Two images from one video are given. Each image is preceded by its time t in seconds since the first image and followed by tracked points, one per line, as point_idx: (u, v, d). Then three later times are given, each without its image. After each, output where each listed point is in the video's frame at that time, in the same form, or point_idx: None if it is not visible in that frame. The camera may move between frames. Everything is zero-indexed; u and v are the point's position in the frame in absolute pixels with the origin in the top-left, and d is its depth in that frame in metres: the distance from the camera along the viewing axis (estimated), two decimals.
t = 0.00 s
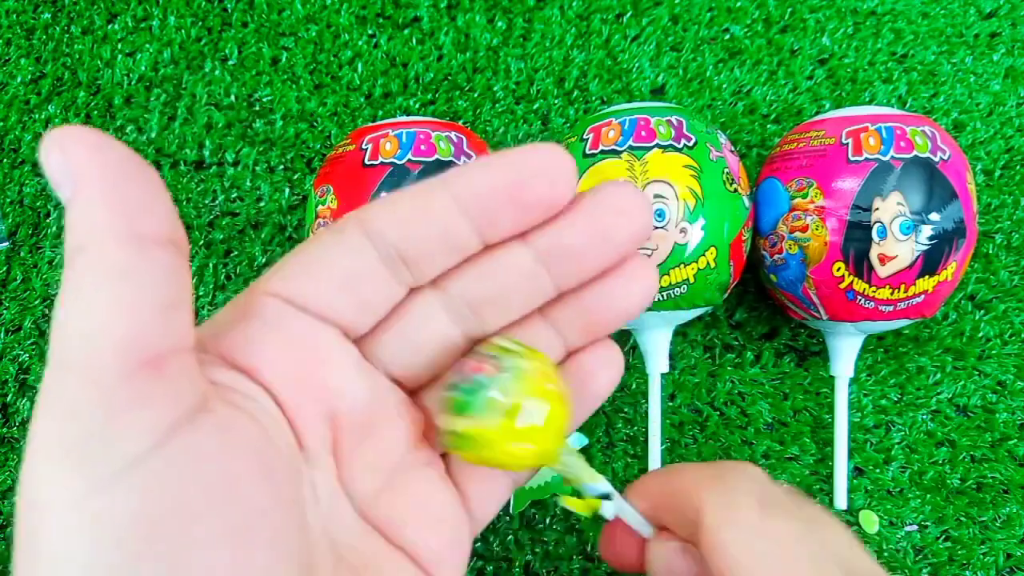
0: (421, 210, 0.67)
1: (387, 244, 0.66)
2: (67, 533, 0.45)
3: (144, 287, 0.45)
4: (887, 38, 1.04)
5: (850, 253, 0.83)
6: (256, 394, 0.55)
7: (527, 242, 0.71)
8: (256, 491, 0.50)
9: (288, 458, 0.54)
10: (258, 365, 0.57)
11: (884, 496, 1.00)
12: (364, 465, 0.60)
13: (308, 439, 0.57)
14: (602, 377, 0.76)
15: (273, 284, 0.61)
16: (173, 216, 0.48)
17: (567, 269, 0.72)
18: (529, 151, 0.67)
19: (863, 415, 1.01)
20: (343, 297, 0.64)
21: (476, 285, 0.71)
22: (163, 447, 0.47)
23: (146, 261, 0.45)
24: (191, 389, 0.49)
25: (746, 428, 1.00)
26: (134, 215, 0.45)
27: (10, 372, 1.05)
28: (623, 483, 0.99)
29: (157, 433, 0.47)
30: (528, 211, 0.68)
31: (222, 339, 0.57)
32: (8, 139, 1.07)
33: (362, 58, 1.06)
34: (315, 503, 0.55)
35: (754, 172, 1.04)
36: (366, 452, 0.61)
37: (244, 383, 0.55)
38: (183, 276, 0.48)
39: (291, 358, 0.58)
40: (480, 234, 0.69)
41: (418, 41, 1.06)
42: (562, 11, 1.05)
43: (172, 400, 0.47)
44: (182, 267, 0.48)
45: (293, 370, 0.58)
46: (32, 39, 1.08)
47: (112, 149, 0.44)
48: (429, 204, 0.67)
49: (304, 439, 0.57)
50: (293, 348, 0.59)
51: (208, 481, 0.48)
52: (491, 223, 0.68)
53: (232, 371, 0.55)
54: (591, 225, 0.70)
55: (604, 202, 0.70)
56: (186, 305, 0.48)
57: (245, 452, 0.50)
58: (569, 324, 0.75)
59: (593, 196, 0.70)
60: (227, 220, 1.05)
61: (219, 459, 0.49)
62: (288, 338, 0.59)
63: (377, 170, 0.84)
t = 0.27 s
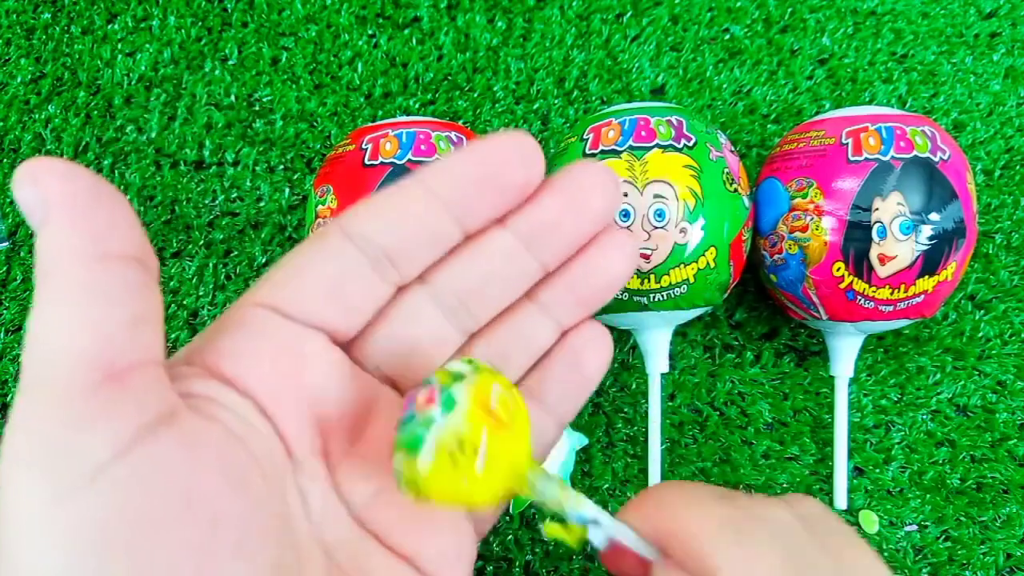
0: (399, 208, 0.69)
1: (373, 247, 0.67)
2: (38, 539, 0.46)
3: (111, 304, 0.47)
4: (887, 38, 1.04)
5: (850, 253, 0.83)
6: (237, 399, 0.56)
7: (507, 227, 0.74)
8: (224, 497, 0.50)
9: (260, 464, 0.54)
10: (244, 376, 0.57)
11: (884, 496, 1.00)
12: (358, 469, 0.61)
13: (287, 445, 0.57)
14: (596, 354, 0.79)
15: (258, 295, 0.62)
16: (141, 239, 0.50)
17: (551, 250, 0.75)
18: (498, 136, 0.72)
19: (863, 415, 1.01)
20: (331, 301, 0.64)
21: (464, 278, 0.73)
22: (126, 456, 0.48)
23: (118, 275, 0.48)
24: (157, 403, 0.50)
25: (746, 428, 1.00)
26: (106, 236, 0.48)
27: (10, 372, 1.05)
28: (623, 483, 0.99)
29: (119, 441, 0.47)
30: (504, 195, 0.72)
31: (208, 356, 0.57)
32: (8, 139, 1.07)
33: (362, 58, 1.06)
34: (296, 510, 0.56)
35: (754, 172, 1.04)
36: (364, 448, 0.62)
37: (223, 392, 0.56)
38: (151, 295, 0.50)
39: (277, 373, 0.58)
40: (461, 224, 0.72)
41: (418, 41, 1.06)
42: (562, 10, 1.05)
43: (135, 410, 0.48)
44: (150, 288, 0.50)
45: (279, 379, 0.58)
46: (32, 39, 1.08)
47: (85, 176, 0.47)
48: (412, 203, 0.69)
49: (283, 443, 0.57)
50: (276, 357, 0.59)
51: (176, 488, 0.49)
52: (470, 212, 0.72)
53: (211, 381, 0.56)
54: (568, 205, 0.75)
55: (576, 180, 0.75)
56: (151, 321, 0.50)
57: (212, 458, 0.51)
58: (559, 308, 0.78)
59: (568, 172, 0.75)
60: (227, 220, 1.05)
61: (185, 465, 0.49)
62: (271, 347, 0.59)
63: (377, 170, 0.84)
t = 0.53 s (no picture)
0: (407, 189, 0.70)
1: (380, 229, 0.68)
2: (32, 536, 0.46)
3: (100, 292, 0.47)
4: (887, 38, 1.04)
5: (850, 253, 0.83)
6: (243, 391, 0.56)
7: (518, 207, 0.74)
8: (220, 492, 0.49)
9: (259, 458, 0.53)
10: (247, 362, 0.57)
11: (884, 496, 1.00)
12: (368, 463, 0.61)
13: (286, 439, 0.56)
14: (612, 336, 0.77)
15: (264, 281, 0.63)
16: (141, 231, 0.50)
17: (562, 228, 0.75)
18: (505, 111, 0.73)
19: (863, 415, 1.01)
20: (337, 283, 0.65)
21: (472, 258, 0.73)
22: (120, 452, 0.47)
23: (100, 264, 0.47)
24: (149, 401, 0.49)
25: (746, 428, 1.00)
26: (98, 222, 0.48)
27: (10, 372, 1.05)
28: (622, 483, 0.99)
29: (112, 437, 0.47)
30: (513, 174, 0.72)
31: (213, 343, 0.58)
32: (8, 139, 1.07)
33: (362, 58, 1.06)
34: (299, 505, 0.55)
35: (754, 172, 1.04)
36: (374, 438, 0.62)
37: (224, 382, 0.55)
38: (143, 283, 0.49)
39: (279, 357, 0.58)
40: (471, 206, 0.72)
41: (418, 40, 1.06)
42: (562, 10, 1.05)
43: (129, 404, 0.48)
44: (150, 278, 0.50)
45: (281, 363, 0.58)
46: (32, 39, 1.08)
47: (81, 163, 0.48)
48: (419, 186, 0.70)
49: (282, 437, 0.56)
50: (279, 341, 0.59)
51: (171, 484, 0.48)
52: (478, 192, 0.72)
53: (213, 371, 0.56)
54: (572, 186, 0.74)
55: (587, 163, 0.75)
56: (145, 310, 0.49)
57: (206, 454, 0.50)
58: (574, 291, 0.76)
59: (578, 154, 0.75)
60: (227, 220, 1.05)
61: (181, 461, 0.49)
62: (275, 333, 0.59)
63: (378, 170, 0.84)
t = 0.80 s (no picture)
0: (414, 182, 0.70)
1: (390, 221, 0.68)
2: None
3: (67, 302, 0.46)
4: (887, 38, 1.04)
5: (850, 253, 0.83)
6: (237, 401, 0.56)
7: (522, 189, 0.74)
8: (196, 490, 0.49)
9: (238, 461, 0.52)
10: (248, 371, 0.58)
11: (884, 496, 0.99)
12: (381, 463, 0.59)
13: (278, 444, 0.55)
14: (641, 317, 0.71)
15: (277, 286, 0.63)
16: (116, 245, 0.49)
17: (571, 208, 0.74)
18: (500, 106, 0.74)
19: (863, 415, 1.01)
20: (346, 278, 0.65)
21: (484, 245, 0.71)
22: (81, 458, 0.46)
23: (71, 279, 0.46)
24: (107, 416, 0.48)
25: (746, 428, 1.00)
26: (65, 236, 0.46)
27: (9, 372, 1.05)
28: (622, 483, 1.00)
29: (66, 447, 0.45)
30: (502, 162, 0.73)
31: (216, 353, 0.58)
32: (8, 139, 1.07)
33: (362, 58, 1.06)
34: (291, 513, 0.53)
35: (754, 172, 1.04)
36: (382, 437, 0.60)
37: (223, 394, 0.56)
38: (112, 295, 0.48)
39: (284, 356, 0.59)
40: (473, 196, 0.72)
41: (418, 40, 1.06)
42: (562, 10, 1.05)
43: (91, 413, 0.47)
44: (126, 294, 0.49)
45: (282, 369, 0.58)
46: (32, 39, 1.08)
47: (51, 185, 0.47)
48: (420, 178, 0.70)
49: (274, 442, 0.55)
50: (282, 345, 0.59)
51: (125, 490, 0.46)
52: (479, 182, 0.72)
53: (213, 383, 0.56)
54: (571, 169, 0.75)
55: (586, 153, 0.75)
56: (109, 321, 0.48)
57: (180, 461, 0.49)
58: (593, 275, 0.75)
59: (571, 147, 0.76)
60: (227, 220, 1.05)
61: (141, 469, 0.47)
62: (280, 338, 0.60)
63: (377, 170, 0.84)
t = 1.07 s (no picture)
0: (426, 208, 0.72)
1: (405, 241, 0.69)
2: None
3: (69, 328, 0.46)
4: (887, 38, 1.04)
5: (850, 253, 0.83)
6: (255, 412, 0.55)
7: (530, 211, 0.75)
8: (214, 500, 0.49)
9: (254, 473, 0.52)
10: (268, 380, 0.57)
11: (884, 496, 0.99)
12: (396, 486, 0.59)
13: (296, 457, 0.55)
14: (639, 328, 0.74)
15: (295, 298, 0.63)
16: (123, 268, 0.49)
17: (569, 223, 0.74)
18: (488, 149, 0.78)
19: (863, 415, 1.01)
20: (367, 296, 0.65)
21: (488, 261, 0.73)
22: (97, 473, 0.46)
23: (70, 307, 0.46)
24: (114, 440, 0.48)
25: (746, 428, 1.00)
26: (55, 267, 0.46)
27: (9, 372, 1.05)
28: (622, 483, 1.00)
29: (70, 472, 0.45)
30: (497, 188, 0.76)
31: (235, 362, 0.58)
32: (8, 139, 1.07)
33: (361, 58, 1.06)
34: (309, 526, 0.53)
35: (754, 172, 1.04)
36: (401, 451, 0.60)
37: (241, 405, 0.55)
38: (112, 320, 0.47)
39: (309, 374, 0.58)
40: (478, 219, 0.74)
41: (418, 40, 1.06)
42: (562, 10, 1.05)
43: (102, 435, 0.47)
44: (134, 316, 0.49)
45: (300, 380, 0.58)
46: (32, 39, 1.08)
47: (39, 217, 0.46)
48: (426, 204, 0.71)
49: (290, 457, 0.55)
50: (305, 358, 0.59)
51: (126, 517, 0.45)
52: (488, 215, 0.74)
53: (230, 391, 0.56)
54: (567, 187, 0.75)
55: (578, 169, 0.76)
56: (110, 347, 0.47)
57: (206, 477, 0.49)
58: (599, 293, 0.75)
59: (557, 168, 0.77)
60: (227, 220, 1.05)
61: (143, 493, 0.46)
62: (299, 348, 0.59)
63: (378, 170, 0.84)
